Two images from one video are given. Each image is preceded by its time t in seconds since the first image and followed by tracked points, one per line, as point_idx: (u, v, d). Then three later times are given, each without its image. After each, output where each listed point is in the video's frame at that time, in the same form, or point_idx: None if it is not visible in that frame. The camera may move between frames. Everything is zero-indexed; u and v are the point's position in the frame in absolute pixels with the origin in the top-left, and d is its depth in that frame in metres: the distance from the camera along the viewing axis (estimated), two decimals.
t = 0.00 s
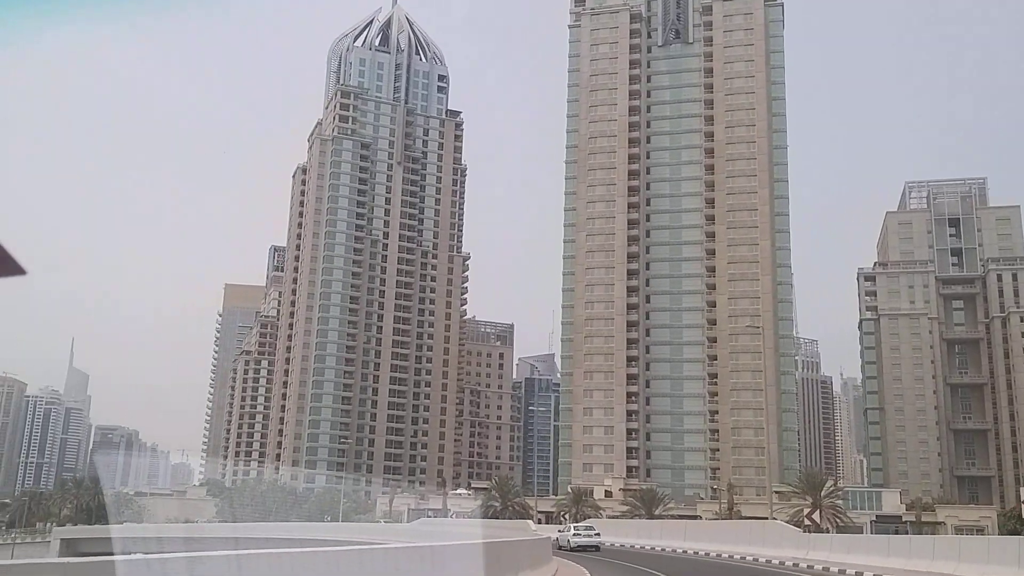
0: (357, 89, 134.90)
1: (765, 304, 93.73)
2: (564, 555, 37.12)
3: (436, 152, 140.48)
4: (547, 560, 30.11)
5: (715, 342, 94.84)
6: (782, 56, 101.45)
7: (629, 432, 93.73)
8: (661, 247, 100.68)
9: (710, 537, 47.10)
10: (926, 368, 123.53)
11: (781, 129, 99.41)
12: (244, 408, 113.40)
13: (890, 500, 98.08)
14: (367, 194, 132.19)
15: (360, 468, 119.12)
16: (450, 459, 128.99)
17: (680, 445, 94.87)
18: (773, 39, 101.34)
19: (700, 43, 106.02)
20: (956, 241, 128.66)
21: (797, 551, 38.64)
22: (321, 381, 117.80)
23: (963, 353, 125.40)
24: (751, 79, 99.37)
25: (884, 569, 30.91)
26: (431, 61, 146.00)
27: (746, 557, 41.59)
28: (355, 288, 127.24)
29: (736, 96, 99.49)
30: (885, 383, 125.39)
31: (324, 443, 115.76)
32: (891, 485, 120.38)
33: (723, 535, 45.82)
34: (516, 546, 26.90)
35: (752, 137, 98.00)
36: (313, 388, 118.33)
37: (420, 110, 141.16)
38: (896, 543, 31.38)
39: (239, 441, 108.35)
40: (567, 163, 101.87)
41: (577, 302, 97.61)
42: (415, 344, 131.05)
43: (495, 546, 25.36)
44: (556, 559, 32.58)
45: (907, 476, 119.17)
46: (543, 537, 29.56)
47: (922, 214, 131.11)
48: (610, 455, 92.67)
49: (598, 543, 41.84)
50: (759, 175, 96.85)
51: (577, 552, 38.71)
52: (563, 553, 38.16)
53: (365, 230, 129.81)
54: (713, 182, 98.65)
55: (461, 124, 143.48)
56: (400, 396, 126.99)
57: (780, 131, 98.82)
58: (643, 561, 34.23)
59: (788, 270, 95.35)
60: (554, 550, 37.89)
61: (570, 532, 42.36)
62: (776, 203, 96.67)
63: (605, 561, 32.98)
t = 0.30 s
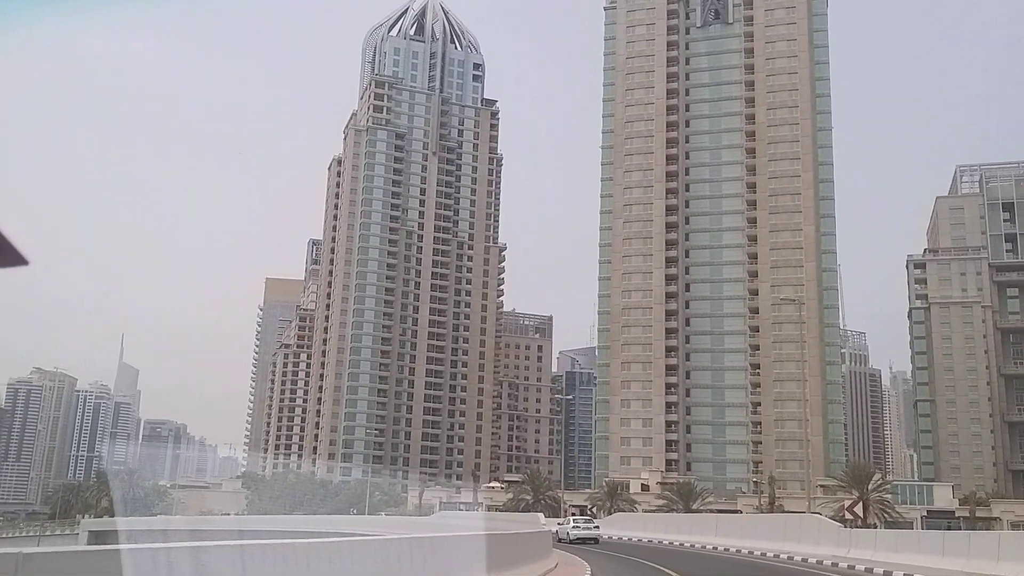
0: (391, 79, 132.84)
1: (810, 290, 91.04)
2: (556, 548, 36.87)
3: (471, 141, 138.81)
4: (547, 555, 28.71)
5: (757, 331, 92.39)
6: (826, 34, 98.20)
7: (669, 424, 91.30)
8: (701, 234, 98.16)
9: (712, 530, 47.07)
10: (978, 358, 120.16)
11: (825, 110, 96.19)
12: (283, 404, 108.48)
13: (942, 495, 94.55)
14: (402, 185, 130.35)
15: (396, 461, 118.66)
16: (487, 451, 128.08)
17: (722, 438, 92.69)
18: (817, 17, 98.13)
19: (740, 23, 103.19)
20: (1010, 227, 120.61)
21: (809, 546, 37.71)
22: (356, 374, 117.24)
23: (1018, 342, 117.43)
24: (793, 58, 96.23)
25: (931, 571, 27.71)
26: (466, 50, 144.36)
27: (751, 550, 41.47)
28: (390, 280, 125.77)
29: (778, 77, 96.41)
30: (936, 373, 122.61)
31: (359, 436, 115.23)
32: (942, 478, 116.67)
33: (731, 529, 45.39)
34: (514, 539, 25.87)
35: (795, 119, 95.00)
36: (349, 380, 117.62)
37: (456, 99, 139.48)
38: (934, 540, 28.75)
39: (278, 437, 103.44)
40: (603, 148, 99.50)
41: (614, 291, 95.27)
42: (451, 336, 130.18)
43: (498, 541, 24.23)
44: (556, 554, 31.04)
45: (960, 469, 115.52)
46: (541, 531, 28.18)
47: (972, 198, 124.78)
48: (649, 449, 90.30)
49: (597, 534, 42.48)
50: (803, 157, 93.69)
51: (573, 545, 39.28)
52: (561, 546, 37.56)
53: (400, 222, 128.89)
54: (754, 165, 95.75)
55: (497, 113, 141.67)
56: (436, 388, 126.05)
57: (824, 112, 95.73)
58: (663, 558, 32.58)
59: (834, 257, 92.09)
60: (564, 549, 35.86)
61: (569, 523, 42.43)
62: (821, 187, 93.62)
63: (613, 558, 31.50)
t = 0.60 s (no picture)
0: (412, 72, 131.46)
1: (842, 281, 89.09)
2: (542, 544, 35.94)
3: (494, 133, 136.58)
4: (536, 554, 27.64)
5: (785, 324, 91.41)
6: (856, 17, 95.95)
7: (694, 420, 89.23)
8: (728, 225, 95.95)
9: (695, 528, 46.37)
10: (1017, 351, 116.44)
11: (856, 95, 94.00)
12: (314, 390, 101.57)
13: (981, 492, 91.38)
14: (423, 178, 128.59)
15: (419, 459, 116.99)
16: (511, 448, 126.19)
17: (750, 434, 90.12)
18: None
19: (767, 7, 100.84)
20: None
21: (788, 541, 36.93)
22: (377, 370, 115.31)
23: None
24: (823, 42, 94.24)
25: None
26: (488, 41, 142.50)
27: (736, 547, 40.54)
28: (411, 275, 123.84)
29: (806, 61, 94.71)
30: (972, 367, 118.83)
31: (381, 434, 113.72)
32: (980, 476, 113.15)
33: (714, 525, 44.43)
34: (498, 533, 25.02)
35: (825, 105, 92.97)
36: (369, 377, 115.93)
37: (478, 91, 137.57)
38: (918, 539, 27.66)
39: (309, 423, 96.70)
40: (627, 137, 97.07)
41: (638, 284, 93.17)
42: (473, 331, 128.07)
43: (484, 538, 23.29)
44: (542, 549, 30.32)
45: (998, 467, 111.82)
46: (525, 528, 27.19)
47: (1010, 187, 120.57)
48: (674, 446, 88.48)
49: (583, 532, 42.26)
50: (833, 144, 91.68)
51: (555, 542, 38.84)
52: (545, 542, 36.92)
53: (421, 216, 126.86)
54: (784, 152, 94.24)
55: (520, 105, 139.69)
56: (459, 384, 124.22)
57: (854, 97, 93.39)
58: (666, 556, 31.13)
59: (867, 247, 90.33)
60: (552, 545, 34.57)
61: (556, 521, 42.02)
62: (852, 174, 91.62)
63: (602, 555, 30.18)
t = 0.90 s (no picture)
0: (424, 68, 129.51)
1: (865, 278, 87.18)
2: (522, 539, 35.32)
3: (507, 130, 134.54)
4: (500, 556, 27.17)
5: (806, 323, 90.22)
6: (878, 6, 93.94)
7: (712, 422, 87.77)
8: (746, 220, 95.16)
9: (659, 530, 46.66)
10: None
11: (878, 87, 91.85)
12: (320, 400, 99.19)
13: (1011, 497, 88.02)
14: (435, 175, 126.58)
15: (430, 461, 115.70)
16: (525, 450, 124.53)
17: (769, 435, 89.58)
18: None
19: None
20: None
21: (745, 542, 37.06)
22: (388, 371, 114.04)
23: None
24: (843, 31, 92.38)
25: None
26: (502, 37, 140.61)
27: (697, 547, 40.72)
28: (423, 274, 122.00)
29: (826, 51, 92.68)
30: (1000, 368, 115.42)
31: (391, 436, 112.52)
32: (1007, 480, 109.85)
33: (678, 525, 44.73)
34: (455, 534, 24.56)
35: (846, 96, 91.01)
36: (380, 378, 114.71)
37: (491, 88, 135.72)
38: (881, 536, 27.33)
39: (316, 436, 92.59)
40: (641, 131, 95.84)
41: (653, 282, 91.63)
42: (487, 331, 126.26)
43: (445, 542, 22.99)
44: (517, 547, 30.02)
45: None
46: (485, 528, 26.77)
47: None
48: (690, 448, 86.71)
49: (554, 535, 42.66)
50: (855, 137, 89.71)
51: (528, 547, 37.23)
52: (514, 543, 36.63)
53: (434, 214, 125.03)
54: (802, 145, 92.34)
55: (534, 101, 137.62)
56: (472, 384, 122.59)
57: (877, 88, 91.72)
58: (652, 557, 30.24)
59: (889, 242, 88.68)
60: (530, 546, 33.74)
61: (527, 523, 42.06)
62: (874, 168, 90.04)
63: (579, 557, 29.46)
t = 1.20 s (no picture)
0: (458, 65, 127.96)
1: (916, 268, 84.27)
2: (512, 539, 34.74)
3: (543, 126, 132.72)
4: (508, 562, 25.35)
5: (855, 316, 87.37)
6: None
7: (757, 419, 85.59)
8: (789, 209, 93.30)
9: (663, 531, 46.31)
10: None
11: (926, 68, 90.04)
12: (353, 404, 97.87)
13: None
14: (470, 173, 124.96)
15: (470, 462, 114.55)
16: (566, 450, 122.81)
17: (817, 433, 87.03)
18: None
19: None
20: None
21: (752, 542, 36.47)
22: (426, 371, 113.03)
23: None
24: (888, 13, 91.09)
25: None
26: (537, 32, 138.96)
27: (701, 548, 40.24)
28: (459, 273, 120.38)
29: (871, 32, 91.56)
30: None
31: (430, 437, 111.54)
32: None
33: (685, 526, 44.31)
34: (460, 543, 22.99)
35: (892, 78, 89.64)
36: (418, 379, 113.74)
37: (526, 83, 134.06)
38: (892, 530, 26.47)
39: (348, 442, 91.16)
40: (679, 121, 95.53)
41: (694, 275, 90.42)
42: (525, 330, 124.65)
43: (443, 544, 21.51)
44: (524, 549, 27.72)
45: None
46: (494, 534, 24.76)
47: None
48: (735, 447, 85.00)
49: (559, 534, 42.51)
50: (902, 120, 88.25)
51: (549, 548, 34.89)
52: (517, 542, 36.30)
53: (469, 212, 123.39)
54: (848, 129, 91.48)
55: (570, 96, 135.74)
56: (511, 384, 121.16)
57: (925, 69, 89.57)
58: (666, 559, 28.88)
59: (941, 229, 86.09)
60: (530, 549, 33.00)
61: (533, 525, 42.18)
62: (924, 153, 87.75)
63: (592, 559, 27.54)
